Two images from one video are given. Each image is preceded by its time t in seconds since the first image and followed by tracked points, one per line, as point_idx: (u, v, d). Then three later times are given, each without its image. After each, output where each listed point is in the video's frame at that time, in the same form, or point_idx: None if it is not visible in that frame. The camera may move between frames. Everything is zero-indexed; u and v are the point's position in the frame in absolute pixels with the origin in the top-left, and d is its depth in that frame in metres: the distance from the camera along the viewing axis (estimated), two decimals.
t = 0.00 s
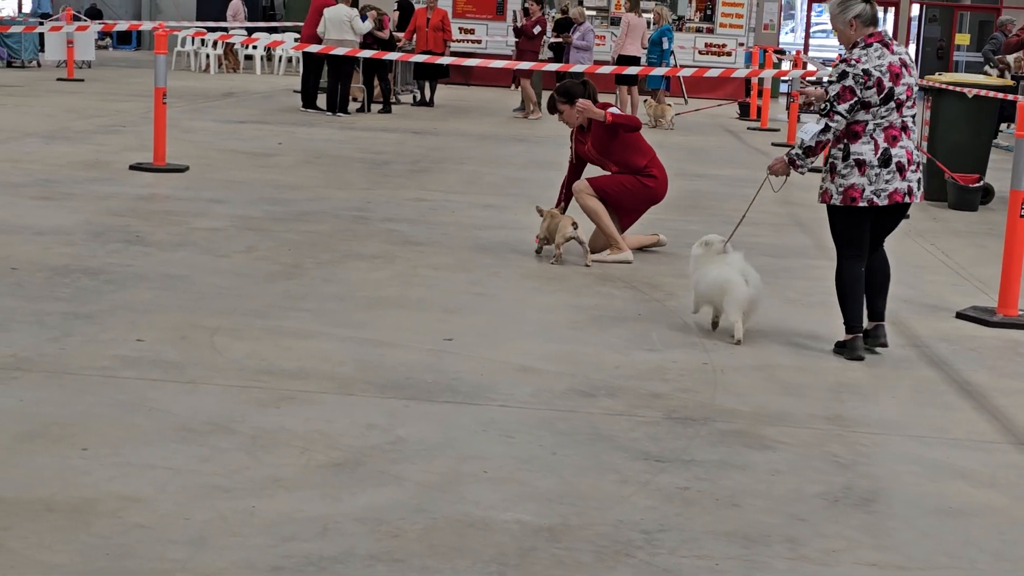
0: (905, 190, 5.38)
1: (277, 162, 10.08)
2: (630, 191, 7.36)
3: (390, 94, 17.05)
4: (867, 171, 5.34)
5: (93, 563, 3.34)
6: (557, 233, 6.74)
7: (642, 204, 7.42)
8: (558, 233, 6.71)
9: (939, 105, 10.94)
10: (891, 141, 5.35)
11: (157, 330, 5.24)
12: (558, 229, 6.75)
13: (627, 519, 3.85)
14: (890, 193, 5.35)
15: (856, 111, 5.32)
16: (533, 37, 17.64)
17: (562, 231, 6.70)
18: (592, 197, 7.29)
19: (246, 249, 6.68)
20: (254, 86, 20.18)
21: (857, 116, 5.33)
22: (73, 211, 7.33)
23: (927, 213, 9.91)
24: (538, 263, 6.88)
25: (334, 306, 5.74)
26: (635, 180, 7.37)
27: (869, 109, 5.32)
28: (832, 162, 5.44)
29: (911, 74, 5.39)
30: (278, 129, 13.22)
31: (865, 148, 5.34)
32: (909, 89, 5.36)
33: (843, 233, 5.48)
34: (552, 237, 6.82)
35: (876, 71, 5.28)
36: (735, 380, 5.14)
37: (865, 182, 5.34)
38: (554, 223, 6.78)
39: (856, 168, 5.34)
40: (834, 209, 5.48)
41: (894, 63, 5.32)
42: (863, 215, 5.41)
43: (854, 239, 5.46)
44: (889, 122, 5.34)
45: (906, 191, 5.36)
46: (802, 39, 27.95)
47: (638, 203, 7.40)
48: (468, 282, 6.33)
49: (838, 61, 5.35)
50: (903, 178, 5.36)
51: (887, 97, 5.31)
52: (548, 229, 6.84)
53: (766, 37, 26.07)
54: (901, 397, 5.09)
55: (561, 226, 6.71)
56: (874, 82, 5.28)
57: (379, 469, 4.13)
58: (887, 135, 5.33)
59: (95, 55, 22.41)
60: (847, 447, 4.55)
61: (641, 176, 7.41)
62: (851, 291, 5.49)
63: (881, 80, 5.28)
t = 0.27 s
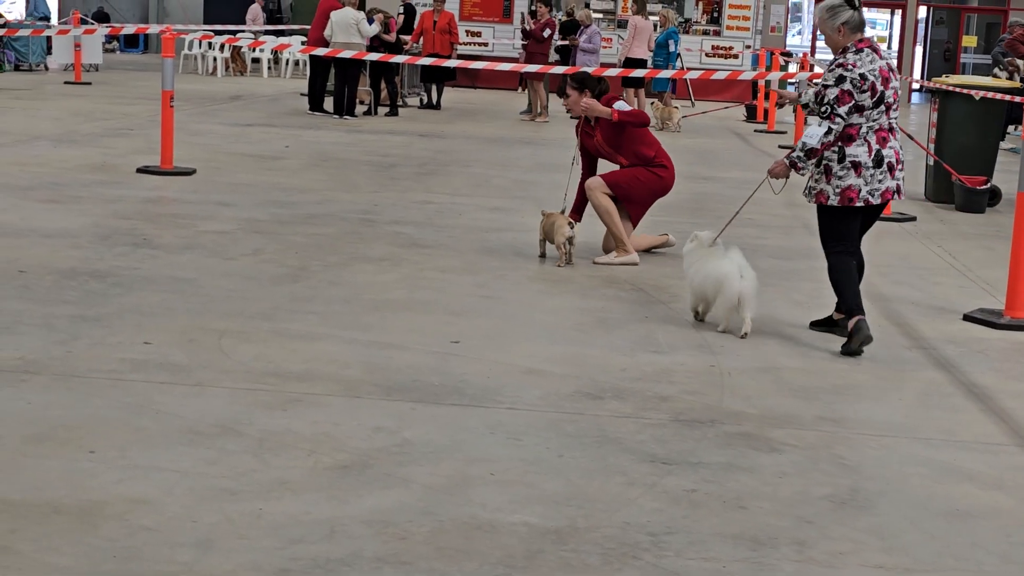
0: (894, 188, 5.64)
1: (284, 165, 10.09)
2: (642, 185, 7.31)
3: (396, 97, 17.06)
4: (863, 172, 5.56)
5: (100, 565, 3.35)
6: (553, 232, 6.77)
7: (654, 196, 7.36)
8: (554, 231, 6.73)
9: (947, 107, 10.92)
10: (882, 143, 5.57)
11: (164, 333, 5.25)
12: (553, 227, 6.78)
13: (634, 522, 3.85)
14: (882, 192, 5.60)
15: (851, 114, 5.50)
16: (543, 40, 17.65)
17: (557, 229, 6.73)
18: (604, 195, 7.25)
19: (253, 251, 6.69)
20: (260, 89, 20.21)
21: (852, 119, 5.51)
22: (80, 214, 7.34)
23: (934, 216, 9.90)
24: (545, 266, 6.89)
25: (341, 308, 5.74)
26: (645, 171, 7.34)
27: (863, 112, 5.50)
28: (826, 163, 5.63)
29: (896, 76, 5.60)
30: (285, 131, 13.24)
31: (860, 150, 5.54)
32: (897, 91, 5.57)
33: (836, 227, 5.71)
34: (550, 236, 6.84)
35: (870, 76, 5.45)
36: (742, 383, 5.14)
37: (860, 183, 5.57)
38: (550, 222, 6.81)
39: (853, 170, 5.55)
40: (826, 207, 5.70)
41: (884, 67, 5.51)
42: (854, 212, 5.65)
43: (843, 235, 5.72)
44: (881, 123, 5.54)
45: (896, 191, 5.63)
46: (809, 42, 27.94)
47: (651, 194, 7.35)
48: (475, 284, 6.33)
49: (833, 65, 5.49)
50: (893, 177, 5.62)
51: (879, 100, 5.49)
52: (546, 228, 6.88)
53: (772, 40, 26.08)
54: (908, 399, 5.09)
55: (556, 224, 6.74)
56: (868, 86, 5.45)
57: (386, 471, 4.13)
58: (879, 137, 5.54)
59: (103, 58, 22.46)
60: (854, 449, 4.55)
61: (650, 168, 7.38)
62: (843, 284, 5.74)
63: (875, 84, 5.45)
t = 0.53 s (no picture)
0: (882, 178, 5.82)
1: (289, 168, 10.10)
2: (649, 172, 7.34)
3: (401, 100, 17.06)
4: (852, 164, 5.73)
5: (105, 568, 3.35)
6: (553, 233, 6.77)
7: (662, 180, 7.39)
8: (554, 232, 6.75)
9: (953, 108, 10.91)
10: (869, 134, 5.75)
11: (169, 336, 5.25)
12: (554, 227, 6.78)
13: (639, 524, 3.85)
14: (872, 182, 5.77)
15: (838, 108, 5.69)
16: (549, 43, 17.65)
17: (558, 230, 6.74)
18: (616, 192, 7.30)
19: (258, 254, 6.69)
20: (265, 93, 20.22)
21: (839, 112, 5.69)
22: (85, 217, 7.35)
23: (940, 218, 9.89)
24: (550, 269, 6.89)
25: (346, 311, 5.74)
26: (649, 157, 7.36)
27: (849, 105, 5.69)
28: (815, 158, 5.79)
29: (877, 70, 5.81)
30: (290, 135, 13.24)
31: (848, 142, 5.71)
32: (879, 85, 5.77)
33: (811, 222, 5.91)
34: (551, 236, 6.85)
35: (854, 70, 5.65)
36: (747, 385, 5.13)
37: (851, 175, 5.73)
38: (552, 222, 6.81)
39: (843, 162, 5.72)
40: (809, 200, 5.88)
41: (865, 62, 5.72)
42: (835, 205, 5.84)
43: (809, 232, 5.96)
44: (866, 115, 5.73)
45: (885, 179, 5.80)
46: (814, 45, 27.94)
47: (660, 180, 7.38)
48: (479, 287, 6.33)
49: (817, 61, 5.69)
50: (881, 167, 5.79)
51: (863, 93, 5.69)
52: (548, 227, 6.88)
53: (777, 42, 26.07)
54: (913, 401, 5.08)
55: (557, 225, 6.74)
56: (853, 79, 5.65)
57: (391, 474, 4.13)
58: (866, 128, 5.72)
59: (108, 61, 22.48)
60: (859, 451, 4.54)
61: (654, 151, 7.38)
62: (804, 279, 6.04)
63: (858, 78, 5.66)
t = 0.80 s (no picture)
0: (855, 178, 6.00)
1: (291, 173, 10.10)
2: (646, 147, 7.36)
3: (403, 104, 17.07)
4: (824, 165, 5.93)
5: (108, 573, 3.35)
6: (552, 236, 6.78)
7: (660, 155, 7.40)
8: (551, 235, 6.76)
9: (955, 112, 10.91)
10: (842, 136, 5.93)
11: (171, 341, 5.25)
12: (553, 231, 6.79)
13: (642, 528, 3.85)
14: (843, 183, 5.96)
15: (810, 111, 5.86)
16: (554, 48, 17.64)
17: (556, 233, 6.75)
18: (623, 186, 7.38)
19: (260, 259, 6.69)
20: (267, 98, 20.23)
21: (811, 115, 5.87)
22: (87, 222, 7.36)
23: (942, 222, 9.88)
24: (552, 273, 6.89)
25: (348, 316, 5.75)
26: (645, 136, 7.36)
27: (821, 108, 5.86)
28: (790, 158, 6.00)
29: (854, 72, 5.94)
30: (292, 139, 13.25)
31: (820, 144, 5.91)
32: (854, 87, 5.91)
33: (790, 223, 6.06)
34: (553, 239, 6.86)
35: (826, 74, 5.80)
36: (749, 389, 5.13)
37: (822, 175, 5.93)
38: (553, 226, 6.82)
39: (814, 163, 5.92)
40: (786, 199, 6.07)
41: (841, 65, 5.86)
42: (813, 204, 6.01)
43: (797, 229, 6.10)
44: (839, 118, 5.90)
45: (857, 180, 5.99)
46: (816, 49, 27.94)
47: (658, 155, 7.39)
48: (481, 292, 6.34)
49: (791, 65, 5.85)
50: (853, 168, 5.98)
51: (836, 96, 5.85)
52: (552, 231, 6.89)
53: (778, 46, 26.10)
54: (915, 405, 5.08)
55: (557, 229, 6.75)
56: (825, 83, 5.81)
57: (393, 479, 4.13)
58: (838, 131, 5.90)
59: (110, 67, 22.50)
60: (862, 455, 4.54)
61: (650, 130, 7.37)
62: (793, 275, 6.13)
63: (830, 82, 5.81)
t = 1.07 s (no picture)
0: (841, 178, 6.04)
1: (294, 180, 10.10)
2: (628, 138, 7.59)
3: (407, 111, 17.07)
4: (807, 165, 6.00)
5: None
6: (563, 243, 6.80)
7: (640, 149, 7.64)
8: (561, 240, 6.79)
9: (957, 117, 10.90)
10: (825, 137, 6.00)
11: (174, 349, 5.25)
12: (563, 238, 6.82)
13: (645, 535, 3.84)
14: (828, 183, 6.00)
15: (791, 113, 5.98)
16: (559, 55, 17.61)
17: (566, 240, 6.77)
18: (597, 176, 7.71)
19: (263, 267, 6.69)
20: (270, 105, 20.24)
21: (792, 117, 5.98)
22: (90, 230, 7.36)
23: (945, 228, 9.88)
24: (555, 280, 6.89)
25: (351, 323, 5.74)
26: (627, 131, 7.61)
27: (802, 109, 5.97)
28: (776, 159, 6.10)
29: (839, 75, 6.02)
30: (295, 147, 13.25)
31: (803, 144, 5.99)
32: (838, 89, 5.99)
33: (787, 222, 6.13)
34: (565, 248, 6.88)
35: (804, 75, 5.92)
36: (752, 396, 5.12)
37: (806, 175, 6.00)
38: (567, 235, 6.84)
39: (798, 163, 6.00)
40: (776, 200, 6.14)
41: (821, 67, 5.96)
42: (806, 203, 6.06)
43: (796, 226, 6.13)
44: (822, 119, 5.98)
45: (843, 180, 6.01)
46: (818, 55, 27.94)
47: (641, 147, 7.62)
48: (484, 299, 6.33)
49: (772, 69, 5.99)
50: (839, 168, 6.02)
51: (816, 98, 5.95)
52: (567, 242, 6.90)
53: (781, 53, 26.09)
54: (918, 411, 5.07)
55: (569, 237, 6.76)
56: (803, 85, 5.92)
57: (396, 486, 4.13)
58: (821, 132, 5.98)
59: (113, 75, 22.53)
60: (865, 462, 4.53)
61: (634, 126, 7.60)
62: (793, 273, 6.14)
63: (809, 84, 5.92)
